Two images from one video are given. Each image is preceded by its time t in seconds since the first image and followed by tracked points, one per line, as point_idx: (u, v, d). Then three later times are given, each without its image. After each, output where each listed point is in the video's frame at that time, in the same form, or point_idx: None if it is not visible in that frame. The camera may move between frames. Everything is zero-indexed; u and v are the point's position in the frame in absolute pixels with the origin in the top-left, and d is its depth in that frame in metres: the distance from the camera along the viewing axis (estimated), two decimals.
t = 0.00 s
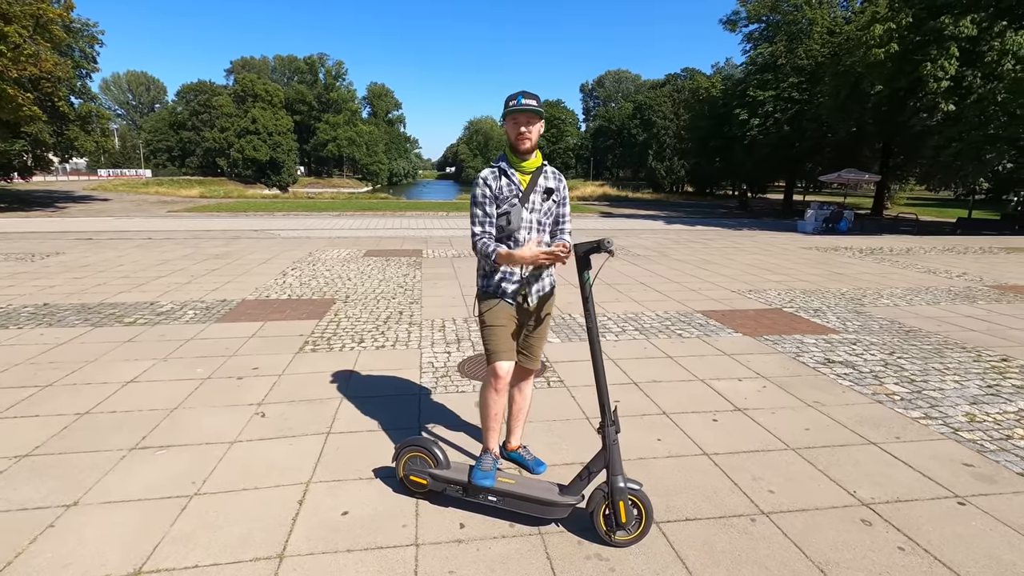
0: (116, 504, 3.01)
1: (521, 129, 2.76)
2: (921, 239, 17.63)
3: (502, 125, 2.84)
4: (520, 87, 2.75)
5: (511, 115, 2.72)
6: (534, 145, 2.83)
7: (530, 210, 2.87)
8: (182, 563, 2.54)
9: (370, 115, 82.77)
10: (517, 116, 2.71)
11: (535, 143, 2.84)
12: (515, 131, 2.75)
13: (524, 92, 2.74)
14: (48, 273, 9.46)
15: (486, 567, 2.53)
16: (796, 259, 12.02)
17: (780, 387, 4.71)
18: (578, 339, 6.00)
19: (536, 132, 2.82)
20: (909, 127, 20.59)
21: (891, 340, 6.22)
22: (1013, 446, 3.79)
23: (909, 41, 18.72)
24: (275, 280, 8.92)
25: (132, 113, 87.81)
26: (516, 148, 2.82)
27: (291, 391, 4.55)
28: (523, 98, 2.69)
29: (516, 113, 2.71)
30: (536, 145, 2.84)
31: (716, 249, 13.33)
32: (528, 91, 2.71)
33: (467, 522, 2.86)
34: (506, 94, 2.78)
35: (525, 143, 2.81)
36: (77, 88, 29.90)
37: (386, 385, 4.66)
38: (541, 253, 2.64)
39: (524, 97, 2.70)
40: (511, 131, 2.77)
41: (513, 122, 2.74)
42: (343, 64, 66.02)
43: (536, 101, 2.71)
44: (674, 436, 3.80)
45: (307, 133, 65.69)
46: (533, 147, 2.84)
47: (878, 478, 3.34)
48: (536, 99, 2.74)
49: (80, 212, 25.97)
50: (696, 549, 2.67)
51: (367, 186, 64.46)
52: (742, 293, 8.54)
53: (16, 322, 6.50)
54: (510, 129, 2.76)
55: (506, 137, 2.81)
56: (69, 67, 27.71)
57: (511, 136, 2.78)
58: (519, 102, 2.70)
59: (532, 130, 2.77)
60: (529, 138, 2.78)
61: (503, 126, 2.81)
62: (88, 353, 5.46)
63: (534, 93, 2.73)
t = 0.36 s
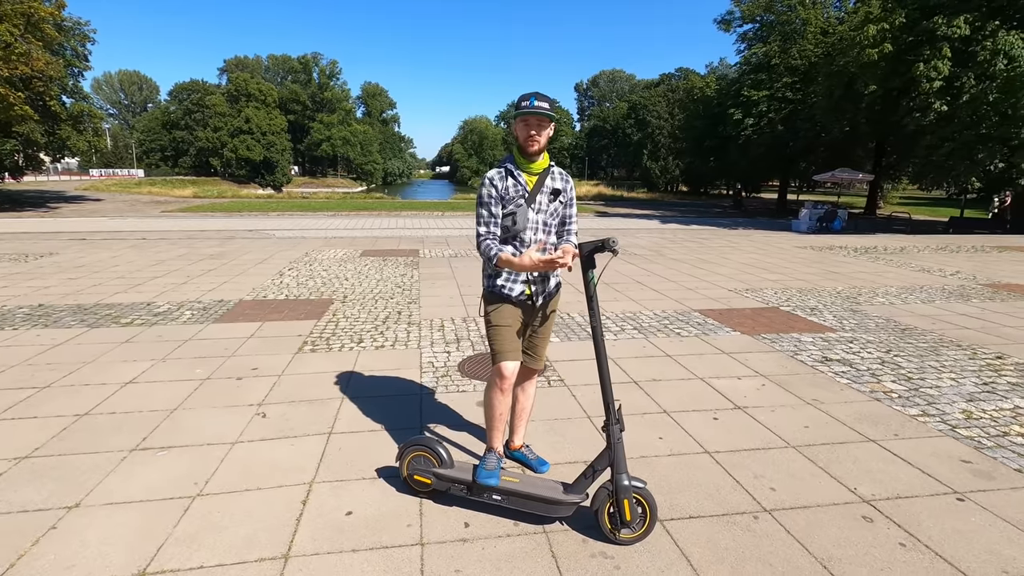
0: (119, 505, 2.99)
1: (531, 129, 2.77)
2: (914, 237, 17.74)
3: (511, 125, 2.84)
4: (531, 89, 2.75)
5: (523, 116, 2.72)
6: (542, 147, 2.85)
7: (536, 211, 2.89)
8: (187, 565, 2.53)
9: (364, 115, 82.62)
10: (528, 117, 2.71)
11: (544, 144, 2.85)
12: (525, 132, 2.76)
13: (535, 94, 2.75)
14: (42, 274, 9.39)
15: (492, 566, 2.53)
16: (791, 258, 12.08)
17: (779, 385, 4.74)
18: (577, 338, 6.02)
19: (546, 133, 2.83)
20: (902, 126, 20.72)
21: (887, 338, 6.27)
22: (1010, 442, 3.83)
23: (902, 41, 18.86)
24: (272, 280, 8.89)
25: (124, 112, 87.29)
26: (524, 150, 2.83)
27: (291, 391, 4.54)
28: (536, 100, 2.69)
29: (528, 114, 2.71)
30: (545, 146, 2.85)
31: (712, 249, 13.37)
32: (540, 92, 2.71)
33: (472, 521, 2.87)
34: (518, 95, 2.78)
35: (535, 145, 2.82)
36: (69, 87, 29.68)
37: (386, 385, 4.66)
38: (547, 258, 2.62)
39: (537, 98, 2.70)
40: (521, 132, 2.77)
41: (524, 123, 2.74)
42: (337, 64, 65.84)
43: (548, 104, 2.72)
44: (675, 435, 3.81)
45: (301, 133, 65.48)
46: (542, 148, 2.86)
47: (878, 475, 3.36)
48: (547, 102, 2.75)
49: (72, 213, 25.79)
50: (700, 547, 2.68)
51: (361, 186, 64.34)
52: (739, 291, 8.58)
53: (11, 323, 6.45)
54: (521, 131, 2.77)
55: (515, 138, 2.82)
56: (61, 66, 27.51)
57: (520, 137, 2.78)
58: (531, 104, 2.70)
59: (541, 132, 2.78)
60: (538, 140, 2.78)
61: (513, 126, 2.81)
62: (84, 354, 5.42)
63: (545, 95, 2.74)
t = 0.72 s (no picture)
0: (116, 507, 2.97)
1: (540, 128, 2.76)
2: (908, 236, 17.84)
3: (520, 123, 2.82)
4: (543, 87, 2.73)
5: (533, 114, 2.70)
6: (549, 146, 2.85)
7: (539, 210, 2.89)
8: (187, 566, 2.52)
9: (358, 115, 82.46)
10: (542, 116, 2.70)
11: (552, 144, 2.85)
12: (537, 131, 2.75)
13: (550, 92, 2.73)
14: (35, 274, 9.31)
15: (494, 566, 2.52)
16: (787, 257, 12.11)
17: (778, 383, 4.76)
18: (576, 337, 6.02)
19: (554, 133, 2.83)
20: (895, 126, 20.83)
21: (884, 336, 6.29)
22: (1007, 439, 3.85)
23: (896, 41, 18.93)
24: (268, 281, 8.84)
25: (117, 112, 86.78)
26: (532, 148, 2.82)
27: (289, 391, 4.51)
28: (549, 98, 2.67)
29: (542, 113, 2.70)
30: (552, 146, 2.85)
31: (708, 248, 13.39)
32: (554, 91, 2.70)
33: (474, 521, 2.86)
34: (531, 93, 2.74)
35: (542, 144, 2.81)
36: (61, 87, 29.45)
37: (384, 385, 4.64)
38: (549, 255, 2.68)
39: (553, 98, 2.68)
40: (534, 130, 2.76)
41: (536, 121, 2.73)
42: (331, 64, 65.73)
43: (562, 104, 2.72)
44: (675, 433, 3.81)
45: (295, 133, 65.22)
46: (548, 147, 2.85)
47: (878, 472, 3.37)
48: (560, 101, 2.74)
49: (64, 213, 25.57)
50: (703, 544, 2.68)
51: (356, 186, 64.14)
52: (735, 290, 8.59)
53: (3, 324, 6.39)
54: (532, 128, 2.76)
55: (524, 136, 2.80)
56: (53, 66, 27.28)
57: (531, 134, 2.77)
58: (542, 103, 2.69)
59: (551, 131, 2.78)
60: (548, 140, 2.78)
61: (523, 123, 2.79)
62: (79, 355, 5.37)
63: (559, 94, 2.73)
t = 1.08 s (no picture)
0: (114, 509, 2.95)
1: (545, 130, 2.76)
2: (902, 236, 17.93)
3: (523, 124, 2.80)
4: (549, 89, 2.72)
5: (539, 117, 2.69)
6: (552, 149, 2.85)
7: (541, 211, 2.89)
8: (186, 569, 2.50)
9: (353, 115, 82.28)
10: (548, 119, 2.69)
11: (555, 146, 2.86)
12: (542, 133, 2.75)
13: (555, 95, 2.72)
14: (29, 276, 9.25)
15: (495, 566, 2.51)
16: (782, 257, 12.15)
17: (776, 382, 4.77)
18: (575, 337, 6.02)
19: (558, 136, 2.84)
20: (889, 126, 20.94)
21: (880, 335, 6.33)
22: (1004, 437, 3.87)
23: (889, 41, 19.03)
24: (264, 281, 8.80)
25: (110, 112, 86.31)
26: (535, 149, 2.81)
27: (287, 393, 4.49)
28: (556, 101, 2.66)
29: (549, 116, 2.69)
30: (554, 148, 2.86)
31: (705, 248, 13.42)
32: (560, 94, 2.70)
33: (475, 521, 2.85)
34: (536, 94, 2.73)
35: (546, 146, 2.81)
36: (53, 86, 29.25)
37: (383, 386, 4.63)
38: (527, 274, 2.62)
39: (559, 101, 2.67)
40: (539, 132, 2.75)
41: (541, 124, 2.73)
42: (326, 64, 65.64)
43: (567, 107, 2.72)
44: (675, 433, 3.82)
45: (290, 133, 65.04)
46: (551, 149, 2.85)
47: (877, 471, 3.39)
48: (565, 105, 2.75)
49: (57, 214, 25.38)
50: (704, 544, 2.68)
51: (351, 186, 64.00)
52: (732, 290, 8.61)
53: None
54: (537, 131, 2.75)
55: (528, 138, 2.79)
56: (45, 65, 27.09)
57: (535, 137, 2.77)
58: (548, 105, 2.67)
59: (555, 134, 2.78)
60: (552, 143, 2.79)
61: (527, 124, 2.78)
62: (74, 356, 5.33)
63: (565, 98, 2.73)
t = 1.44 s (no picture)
0: (112, 514, 2.93)
1: (540, 133, 2.76)
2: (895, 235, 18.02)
3: (519, 126, 2.81)
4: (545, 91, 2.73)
5: (533, 119, 2.70)
6: (550, 151, 2.84)
7: (539, 213, 2.88)
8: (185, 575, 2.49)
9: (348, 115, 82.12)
10: (542, 120, 2.70)
11: (553, 148, 2.85)
12: (537, 136, 2.75)
13: (550, 97, 2.72)
14: (22, 278, 9.18)
15: (496, 569, 2.52)
16: (777, 257, 12.19)
17: (773, 383, 4.80)
18: (572, 338, 6.03)
19: (555, 138, 2.83)
20: (883, 125, 21.06)
21: (876, 334, 6.36)
22: (1000, 436, 3.90)
23: (883, 42, 19.14)
24: (261, 283, 8.77)
25: (102, 112, 85.81)
26: (533, 152, 2.81)
27: (285, 395, 4.48)
28: (548, 102, 2.67)
29: (542, 118, 2.69)
30: (552, 150, 2.85)
31: (700, 248, 13.46)
32: (555, 96, 2.69)
33: (476, 524, 2.85)
34: (531, 96, 2.74)
35: (543, 148, 2.81)
36: (45, 86, 29.05)
37: (381, 387, 4.62)
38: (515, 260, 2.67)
39: (552, 102, 2.67)
40: (535, 135, 2.76)
41: (536, 127, 2.73)
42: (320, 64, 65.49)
43: (562, 108, 2.71)
44: (674, 433, 3.83)
45: (285, 133, 64.84)
46: (549, 151, 2.85)
47: (875, 470, 3.40)
48: (561, 105, 2.74)
49: (49, 215, 25.18)
50: (705, 545, 2.69)
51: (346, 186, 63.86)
52: (728, 290, 8.63)
53: None
54: (533, 134, 2.76)
55: (525, 140, 2.80)
56: (37, 65, 26.89)
57: (531, 139, 2.77)
58: (541, 107, 2.69)
59: (552, 136, 2.78)
60: (548, 144, 2.79)
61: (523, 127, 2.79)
62: (69, 360, 5.29)
63: (560, 99, 2.72)
